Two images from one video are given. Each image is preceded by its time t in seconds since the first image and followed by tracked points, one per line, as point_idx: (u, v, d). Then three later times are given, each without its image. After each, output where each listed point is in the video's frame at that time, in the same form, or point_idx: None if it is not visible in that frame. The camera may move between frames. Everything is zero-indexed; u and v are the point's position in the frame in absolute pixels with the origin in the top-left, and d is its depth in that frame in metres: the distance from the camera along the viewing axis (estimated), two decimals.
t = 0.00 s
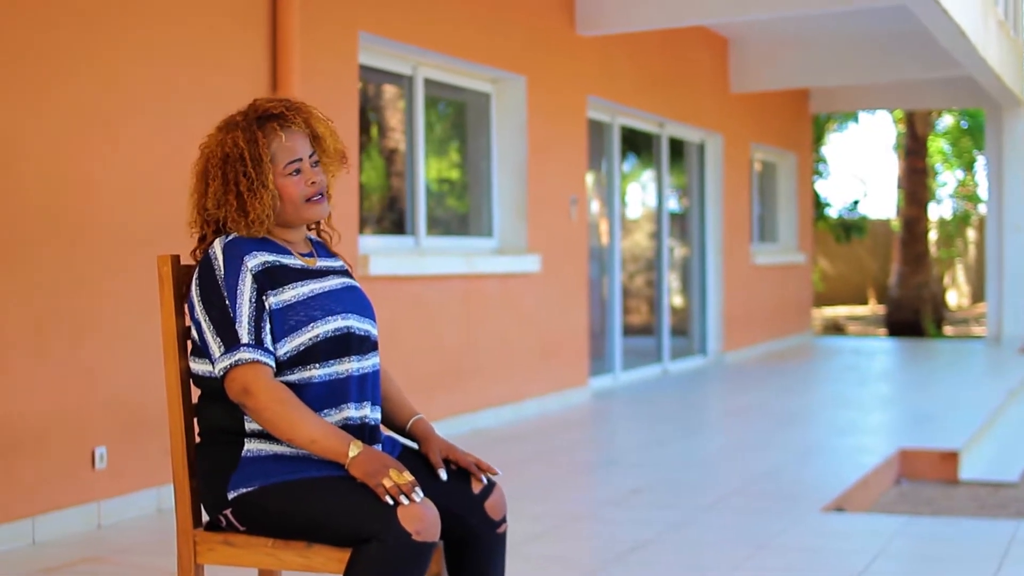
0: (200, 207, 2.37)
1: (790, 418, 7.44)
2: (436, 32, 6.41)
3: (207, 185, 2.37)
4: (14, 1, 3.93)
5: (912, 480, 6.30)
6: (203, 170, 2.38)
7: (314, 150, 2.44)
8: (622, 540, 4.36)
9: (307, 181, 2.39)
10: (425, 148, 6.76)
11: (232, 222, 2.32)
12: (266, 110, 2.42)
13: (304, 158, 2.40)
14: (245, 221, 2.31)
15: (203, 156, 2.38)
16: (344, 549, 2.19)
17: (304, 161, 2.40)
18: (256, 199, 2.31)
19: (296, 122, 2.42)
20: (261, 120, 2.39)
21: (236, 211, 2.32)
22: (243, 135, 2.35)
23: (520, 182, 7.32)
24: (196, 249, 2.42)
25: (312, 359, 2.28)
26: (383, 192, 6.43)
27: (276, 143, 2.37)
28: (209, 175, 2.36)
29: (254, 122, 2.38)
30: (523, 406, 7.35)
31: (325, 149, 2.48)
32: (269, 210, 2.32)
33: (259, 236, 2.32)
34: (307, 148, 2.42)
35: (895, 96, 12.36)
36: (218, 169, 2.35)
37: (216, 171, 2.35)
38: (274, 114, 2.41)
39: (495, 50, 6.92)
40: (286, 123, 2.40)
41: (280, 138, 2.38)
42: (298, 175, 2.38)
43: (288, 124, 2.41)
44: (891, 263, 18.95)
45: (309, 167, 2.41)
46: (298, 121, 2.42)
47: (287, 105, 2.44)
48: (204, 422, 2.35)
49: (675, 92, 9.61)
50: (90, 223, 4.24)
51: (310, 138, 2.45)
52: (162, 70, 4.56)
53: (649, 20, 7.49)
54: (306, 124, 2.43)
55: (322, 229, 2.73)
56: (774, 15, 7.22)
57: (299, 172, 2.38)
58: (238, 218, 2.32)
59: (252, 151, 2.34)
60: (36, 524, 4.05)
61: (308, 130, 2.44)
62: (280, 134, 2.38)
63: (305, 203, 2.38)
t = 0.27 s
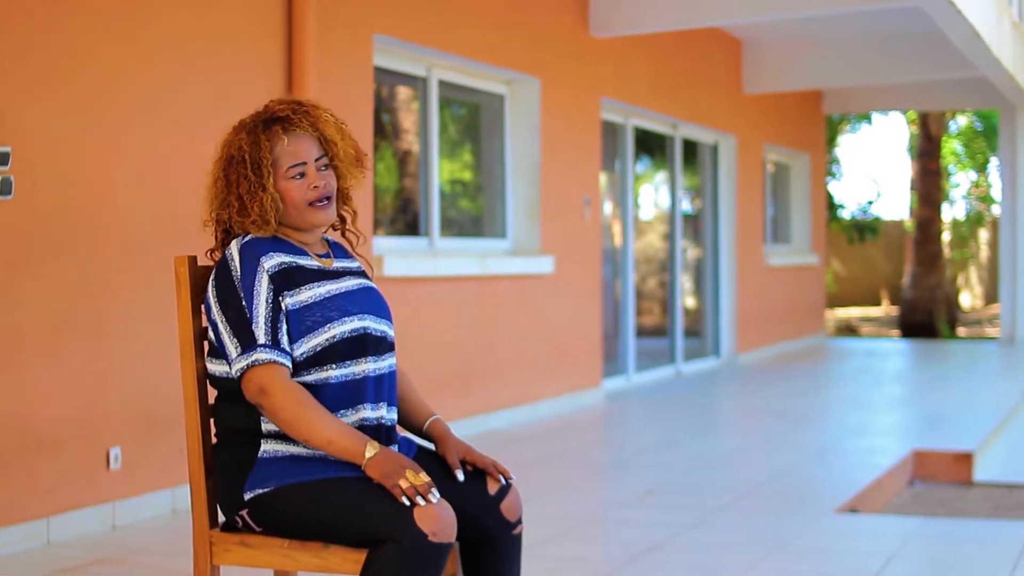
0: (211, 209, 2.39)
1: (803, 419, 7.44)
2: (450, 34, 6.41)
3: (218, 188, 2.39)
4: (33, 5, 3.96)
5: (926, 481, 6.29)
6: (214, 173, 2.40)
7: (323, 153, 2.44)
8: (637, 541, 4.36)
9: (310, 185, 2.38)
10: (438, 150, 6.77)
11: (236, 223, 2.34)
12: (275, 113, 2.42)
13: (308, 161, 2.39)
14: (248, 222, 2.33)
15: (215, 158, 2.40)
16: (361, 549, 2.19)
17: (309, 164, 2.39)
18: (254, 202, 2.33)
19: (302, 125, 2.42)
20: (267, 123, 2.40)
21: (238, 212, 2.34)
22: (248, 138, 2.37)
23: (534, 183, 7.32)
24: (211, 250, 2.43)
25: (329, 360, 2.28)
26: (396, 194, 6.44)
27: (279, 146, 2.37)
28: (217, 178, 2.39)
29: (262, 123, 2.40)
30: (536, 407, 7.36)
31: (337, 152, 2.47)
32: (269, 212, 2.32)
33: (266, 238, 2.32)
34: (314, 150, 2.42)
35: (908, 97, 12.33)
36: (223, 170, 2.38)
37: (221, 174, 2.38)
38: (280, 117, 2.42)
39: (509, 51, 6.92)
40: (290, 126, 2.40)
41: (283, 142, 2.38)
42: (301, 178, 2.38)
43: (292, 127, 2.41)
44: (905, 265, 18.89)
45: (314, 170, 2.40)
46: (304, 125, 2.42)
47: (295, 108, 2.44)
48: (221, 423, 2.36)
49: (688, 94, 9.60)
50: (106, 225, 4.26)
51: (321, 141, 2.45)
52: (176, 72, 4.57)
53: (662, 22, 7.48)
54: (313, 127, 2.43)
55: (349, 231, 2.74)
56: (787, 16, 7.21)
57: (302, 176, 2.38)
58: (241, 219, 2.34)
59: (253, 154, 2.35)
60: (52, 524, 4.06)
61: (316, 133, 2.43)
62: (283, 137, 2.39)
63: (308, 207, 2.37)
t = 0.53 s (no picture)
0: (230, 208, 2.39)
1: (818, 418, 7.41)
2: (465, 34, 6.41)
3: (237, 186, 2.38)
4: (53, 7, 3.99)
5: (943, 481, 6.26)
6: (234, 171, 2.39)
7: (345, 152, 2.44)
8: (653, 541, 4.35)
9: (334, 184, 2.39)
10: (454, 149, 6.77)
11: (258, 223, 2.34)
12: (297, 112, 2.42)
13: (332, 161, 2.40)
14: (271, 221, 2.33)
15: (234, 156, 2.39)
16: (379, 548, 2.19)
17: (332, 163, 2.40)
18: (280, 201, 2.33)
19: (326, 124, 2.42)
20: (290, 122, 2.40)
21: (261, 212, 2.34)
22: (272, 136, 2.37)
23: (549, 182, 7.31)
24: (229, 248, 2.43)
25: (347, 359, 2.28)
26: (411, 193, 6.44)
27: (305, 145, 2.37)
28: (238, 176, 2.38)
29: (285, 122, 2.40)
30: (552, 406, 7.35)
31: (357, 151, 2.48)
32: (295, 212, 2.33)
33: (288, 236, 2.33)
34: (337, 149, 2.42)
35: (924, 96, 12.28)
36: (246, 169, 2.37)
37: (243, 172, 2.37)
38: (304, 116, 2.42)
39: (525, 50, 6.92)
40: (315, 125, 2.41)
41: (308, 141, 2.38)
42: (325, 177, 2.38)
43: (317, 127, 2.41)
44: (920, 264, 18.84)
45: (337, 169, 2.40)
46: (328, 124, 2.42)
47: (318, 108, 2.44)
48: (239, 422, 2.36)
49: (704, 92, 9.58)
50: (122, 224, 4.27)
51: (342, 140, 2.45)
52: (193, 72, 4.58)
53: (677, 21, 7.47)
54: (336, 127, 2.43)
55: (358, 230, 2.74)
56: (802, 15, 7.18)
57: (326, 175, 2.39)
58: (264, 218, 2.33)
59: (279, 153, 2.35)
60: (69, 524, 4.07)
61: (338, 133, 2.44)
62: (309, 136, 2.39)
63: (332, 205, 2.38)
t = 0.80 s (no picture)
0: (250, 211, 2.39)
1: (835, 422, 7.39)
2: (482, 36, 6.41)
3: (256, 189, 2.39)
4: (72, 9, 4.00)
5: (961, 485, 6.23)
6: (253, 175, 2.40)
7: (363, 153, 2.44)
8: (670, 544, 4.34)
9: (353, 185, 2.39)
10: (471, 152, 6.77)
11: (278, 226, 2.34)
12: (315, 114, 2.43)
13: (351, 162, 2.40)
14: (291, 225, 2.33)
15: (253, 160, 2.40)
16: (398, 551, 2.19)
17: (351, 165, 2.40)
18: (300, 204, 2.33)
19: (344, 126, 2.42)
20: (308, 124, 2.40)
21: (281, 215, 2.34)
22: (290, 139, 2.37)
23: (566, 184, 7.31)
24: (248, 252, 2.43)
25: (365, 362, 2.28)
26: (427, 195, 6.44)
27: (323, 147, 2.38)
28: (258, 179, 2.38)
29: (302, 125, 2.40)
30: (569, 408, 7.35)
31: (376, 152, 2.47)
32: (315, 214, 2.33)
33: (307, 239, 2.33)
34: (356, 151, 2.42)
35: (941, 99, 12.23)
36: (264, 171, 2.38)
37: (263, 175, 2.38)
38: (322, 118, 2.42)
39: (541, 53, 6.91)
40: (332, 127, 2.41)
41: (326, 143, 2.38)
42: (344, 178, 2.38)
43: (335, 128, 2.41)
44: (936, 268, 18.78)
45: (356, 170, 2.40)
46: (346, 125, 2.42)
47: (335, 109, 2.45)
48: (258, 425, 2.36)
49: (720, 95, 9.56)
50: (141, 226, 4.28)
51: (361, 142, 2.45)
52: (211, 74, 4.59)
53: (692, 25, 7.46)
54: (354, 128, 2.43)
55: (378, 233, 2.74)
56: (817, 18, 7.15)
57: (345, 176, 2.38)
58: (284, 222, 2.34)
59: (298, 156, 2.36)
60: (87, 525, 4.09)
61: (356, 134, 2.44)
62: (327, 138, 2.39)
63: (352, 207, 2.38)
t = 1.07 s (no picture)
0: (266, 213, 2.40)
1: (851, 424, 7.37)
2: (497, 38, 6.42)
3: (272, 192, 2.40)
4: (88, 11, 4.02)
5: (978, 488, 6.21)
6: (270, 177, 2.41)
7: (378, 156, 2.44)
8: (688, 546, 4.33)
9: (366, 188, 2.38)
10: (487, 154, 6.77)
11: (292, 228, 2.35)
12: (329, 117, 2.43)
13: (363, 164, 2.40)
14: (304, 227, 2.34)
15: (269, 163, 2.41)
16: (417, 553, 2.19)
17: (364, 167, 2.40)
18: (310, 207, 2.33)
19: (357, 128, 2.42)
20: (321, 127, 2.41)
21: (294, 218, 2.35)
22: (303, 142, 2.38)
23: (582, 186, 7.30)
24: (267, 254, 2.44)
25: (384, 365, 2.28)
26: (441, 197, 6.44)
27: (335, 149, 2.38)
28: (273, 181, 2.39)
29: (317, 127, 2.41)
30: (585, 411, 7.34)
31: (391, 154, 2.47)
32: (325, 216, 2.33)
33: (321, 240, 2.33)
34: (369, 153, 2.42)
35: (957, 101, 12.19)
36: (279, 173, 2.39)
37: (277, 178, 2.38)
38: (335, 120, 2.42)
39: (556, 55, 6.91)
40: (345, 130, 2.41)
41: (338, 145, 2.38)
42: (356, 181, 2.38)
43: (347, 131, 2.41)
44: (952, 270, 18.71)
45: (369, 173, 2.40)
46: (359, 128, 2.42)
47: (349, 112, 2.45)
48: (277, 427, 2.36)
49: (736, 96, 9.54)
50: (156, 229, 4.29)
51: (375, 144, 2.45)
52: (227, 77, 4.60)
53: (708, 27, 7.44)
54: (368, 130, 2.43)
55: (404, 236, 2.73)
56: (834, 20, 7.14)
57: (357, 179, 2.38)
58: (297, 224, 2.34)
59: (309, 158, 2.36)
60: (103, 527, 4.10)
61: (370, 136, 2.43)
62: (339, 140, 2.39)
63: (364, 209, 2.38)
